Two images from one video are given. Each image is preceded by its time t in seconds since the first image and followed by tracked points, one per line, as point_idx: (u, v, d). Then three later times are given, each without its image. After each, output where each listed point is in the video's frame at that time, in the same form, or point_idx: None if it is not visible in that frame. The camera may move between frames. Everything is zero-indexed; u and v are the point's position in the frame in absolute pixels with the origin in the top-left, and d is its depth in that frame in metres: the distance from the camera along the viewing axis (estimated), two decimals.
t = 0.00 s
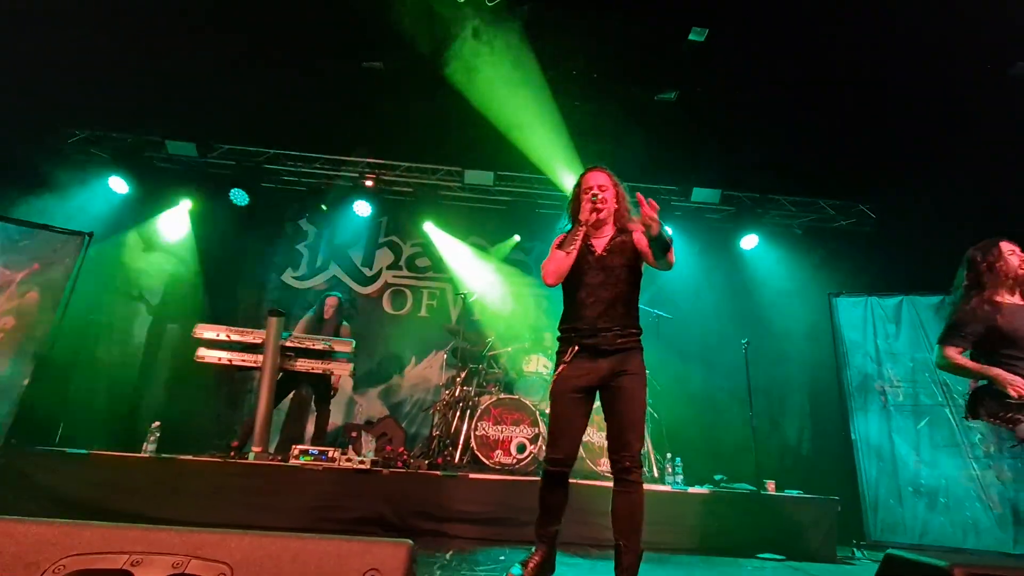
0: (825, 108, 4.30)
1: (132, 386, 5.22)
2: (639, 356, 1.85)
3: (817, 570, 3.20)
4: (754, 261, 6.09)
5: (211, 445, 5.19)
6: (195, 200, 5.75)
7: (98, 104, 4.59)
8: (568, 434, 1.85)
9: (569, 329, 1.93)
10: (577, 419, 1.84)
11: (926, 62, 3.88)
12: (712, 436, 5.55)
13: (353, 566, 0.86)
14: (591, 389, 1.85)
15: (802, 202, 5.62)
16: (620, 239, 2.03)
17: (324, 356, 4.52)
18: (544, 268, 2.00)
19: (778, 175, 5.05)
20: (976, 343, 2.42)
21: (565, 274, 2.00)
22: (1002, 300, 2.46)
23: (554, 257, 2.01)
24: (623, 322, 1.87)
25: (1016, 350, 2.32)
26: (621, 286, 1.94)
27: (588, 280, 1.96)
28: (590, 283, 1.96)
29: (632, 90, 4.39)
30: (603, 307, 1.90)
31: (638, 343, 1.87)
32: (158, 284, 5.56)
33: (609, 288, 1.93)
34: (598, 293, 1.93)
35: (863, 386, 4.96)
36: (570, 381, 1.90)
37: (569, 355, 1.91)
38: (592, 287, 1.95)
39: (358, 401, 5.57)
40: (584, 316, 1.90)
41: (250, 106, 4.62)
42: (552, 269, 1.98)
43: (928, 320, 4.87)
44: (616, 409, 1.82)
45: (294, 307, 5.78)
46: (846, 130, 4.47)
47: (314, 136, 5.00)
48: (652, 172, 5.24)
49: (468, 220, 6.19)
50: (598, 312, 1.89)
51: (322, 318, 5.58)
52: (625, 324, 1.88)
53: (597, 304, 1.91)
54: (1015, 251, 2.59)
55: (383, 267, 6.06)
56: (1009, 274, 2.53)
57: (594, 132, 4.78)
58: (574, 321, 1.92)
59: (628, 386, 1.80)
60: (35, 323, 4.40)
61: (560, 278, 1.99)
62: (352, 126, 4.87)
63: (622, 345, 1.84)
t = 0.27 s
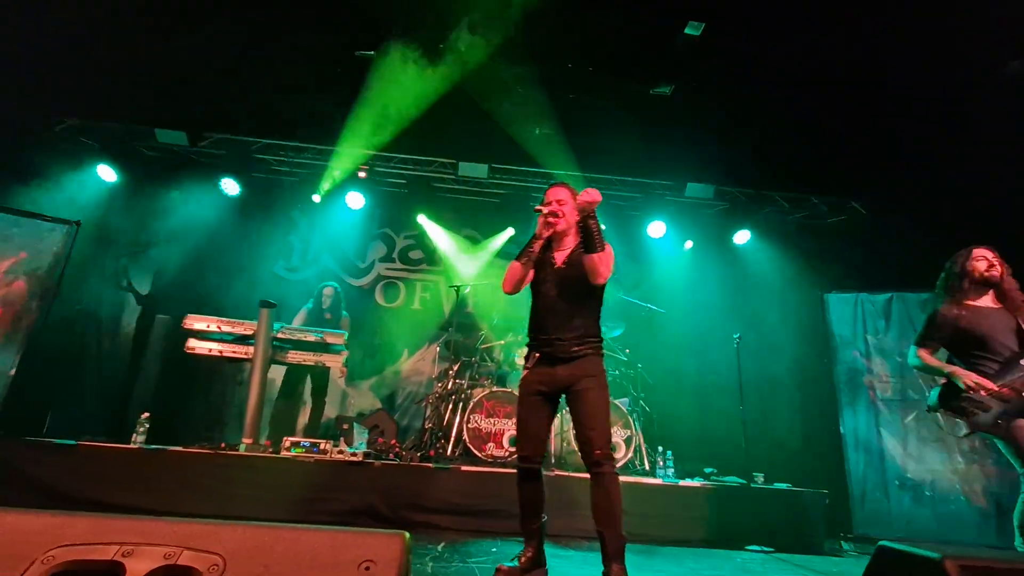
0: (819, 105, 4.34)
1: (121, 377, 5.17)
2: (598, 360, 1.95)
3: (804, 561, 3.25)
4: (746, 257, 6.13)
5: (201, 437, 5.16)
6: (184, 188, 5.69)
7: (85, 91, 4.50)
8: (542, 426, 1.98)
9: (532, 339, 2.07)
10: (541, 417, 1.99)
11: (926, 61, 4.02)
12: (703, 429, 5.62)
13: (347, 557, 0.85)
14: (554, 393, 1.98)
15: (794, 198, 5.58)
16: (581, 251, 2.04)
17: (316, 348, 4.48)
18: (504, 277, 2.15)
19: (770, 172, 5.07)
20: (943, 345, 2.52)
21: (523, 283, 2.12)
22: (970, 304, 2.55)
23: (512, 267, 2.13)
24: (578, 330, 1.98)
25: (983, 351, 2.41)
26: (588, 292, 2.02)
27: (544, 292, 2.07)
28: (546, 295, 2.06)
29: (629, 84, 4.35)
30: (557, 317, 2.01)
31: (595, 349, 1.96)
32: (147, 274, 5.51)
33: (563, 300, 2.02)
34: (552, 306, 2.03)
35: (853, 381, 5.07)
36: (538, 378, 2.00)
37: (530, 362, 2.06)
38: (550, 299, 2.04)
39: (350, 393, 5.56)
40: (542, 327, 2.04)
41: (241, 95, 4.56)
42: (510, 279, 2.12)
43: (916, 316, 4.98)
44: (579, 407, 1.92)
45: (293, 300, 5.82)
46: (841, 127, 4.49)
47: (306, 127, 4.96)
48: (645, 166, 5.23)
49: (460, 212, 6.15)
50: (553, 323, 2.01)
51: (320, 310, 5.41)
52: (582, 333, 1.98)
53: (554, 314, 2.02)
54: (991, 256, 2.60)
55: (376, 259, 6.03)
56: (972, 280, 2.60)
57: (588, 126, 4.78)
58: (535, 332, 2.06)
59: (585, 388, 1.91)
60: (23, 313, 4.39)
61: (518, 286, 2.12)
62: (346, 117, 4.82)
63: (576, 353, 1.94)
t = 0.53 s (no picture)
0: (815, 101, 4.34)
1: (112, 369, 5.14)
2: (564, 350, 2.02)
3: (794, 554, 3.29)
4: (740, 253, 6.15)
5: (194, 430, 5.14)
6: (176, 179, 5.63)
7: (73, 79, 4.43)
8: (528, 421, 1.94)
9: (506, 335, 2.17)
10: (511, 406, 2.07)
11: (924, 59, 3.96)
12: (695, 422, 5.71)
13: (342, 551, 0.84)
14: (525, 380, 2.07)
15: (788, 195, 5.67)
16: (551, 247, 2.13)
17: (310, 342, 4.46)
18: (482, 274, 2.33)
19: (764, 169, 5.09)
20: (926, 340, 2.56)
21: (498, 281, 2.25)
22: (958, 302, 2.55)
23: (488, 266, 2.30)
24: (547, 323, 2.05)
25: (961, 346, 2.45)
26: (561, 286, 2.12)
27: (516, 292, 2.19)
28: (519, 294, 2.17)
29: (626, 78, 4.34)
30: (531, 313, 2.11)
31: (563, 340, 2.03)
32: (138, 266, 5.45)
33: (534, 297, 2.13)
34: (524, 302, 2.14)
35: (844, 376, 5.06)
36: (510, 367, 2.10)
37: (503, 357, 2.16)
38: (521, 298, 2.16)
39: (343, 386, 5.55)
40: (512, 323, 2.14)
41: (232, 85, 4.51)
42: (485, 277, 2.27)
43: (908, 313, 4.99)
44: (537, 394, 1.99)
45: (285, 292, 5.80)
46: (836, 123, 4.50)
47: (299, 120, 4.92)
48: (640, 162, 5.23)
49: (455, 208, 6.18)
50: (521, 319, 2.11)
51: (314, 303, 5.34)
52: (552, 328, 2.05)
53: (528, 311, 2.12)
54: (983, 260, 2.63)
55: (370, 253, 6.01)
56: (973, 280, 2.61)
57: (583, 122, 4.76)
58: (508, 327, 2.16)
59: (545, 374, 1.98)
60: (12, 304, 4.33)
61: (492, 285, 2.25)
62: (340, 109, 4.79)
63: (540, 345, 2.03)
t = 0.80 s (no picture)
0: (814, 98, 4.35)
1: (108, 366, 5.11)
2: (541, 347, 2.06)
3: (791, 549, 3.31)
4: (738, 249, 6.17)
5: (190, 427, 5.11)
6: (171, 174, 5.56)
7: (68, 71, 4.39)
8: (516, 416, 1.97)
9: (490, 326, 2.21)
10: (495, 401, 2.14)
11: (923, 57, 3.97)
12: (694, 419, 5.67)
13: (350, 545, 0.85)
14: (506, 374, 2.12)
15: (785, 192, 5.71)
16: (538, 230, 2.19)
17: (308, 339, 4.45)
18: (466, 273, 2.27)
19: (761, 165, 5.10)
20: (918, 337, 2.59)
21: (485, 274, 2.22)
22: (952, 301, 2.56)
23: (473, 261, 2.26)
24: (529, 316, 2.09)
25: (950, 344, 2.46)
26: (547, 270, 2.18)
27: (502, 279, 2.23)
28: (506, 281, 2.20)
29: (625, 75, 4.34)
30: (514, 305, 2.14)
31: (542, 336, 2.07)
32: (134, 263, 5.42)
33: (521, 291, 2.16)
34: (510, 291, 2.18)
35: (841, 372, 5.12)
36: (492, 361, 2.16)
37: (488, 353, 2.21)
38: (507, 285, 2.19)
39: (341, 382, 5.55)
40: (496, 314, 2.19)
41: (229, 79, 4.48)
42: (471, 272, 2.23)
43: (904, 309, 5.00)
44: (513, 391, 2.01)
45: (279, 290, 5.67)
46: (834, 121, 4.51)
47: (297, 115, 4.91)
48: (639, 157, 5.22)
49: (453, 204, 6.14)
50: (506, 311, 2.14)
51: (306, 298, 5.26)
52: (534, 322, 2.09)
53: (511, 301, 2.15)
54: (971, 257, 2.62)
55: (368, 249, 5.99)
56: (958, 278, 2.59)
57: (582, 119, 4.76)
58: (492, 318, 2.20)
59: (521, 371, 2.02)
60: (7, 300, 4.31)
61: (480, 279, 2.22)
62: (338, 105, 4.77)
63: (521, 340, 2.07)
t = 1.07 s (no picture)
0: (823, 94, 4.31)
1: (119, 363, 5.16)
2: (526, 345, 2.05)
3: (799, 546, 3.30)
4: (745, 246, 6.16)
5: (200, 424, 5.15)
6: (181, 172, 5.63)
7: (77, 72, 4.43)
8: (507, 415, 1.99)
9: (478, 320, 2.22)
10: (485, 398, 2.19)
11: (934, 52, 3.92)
12: (701, 416, 5.65)
13: (363, 539, 0.86)
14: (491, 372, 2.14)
15: (792, 187, 5.72)
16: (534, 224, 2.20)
17: (316, 336, 4.48)
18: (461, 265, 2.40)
19: (769, 161, 5.08)
20: (927, 334, 2.59)
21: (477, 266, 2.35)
22: (961, 297, 2.52)
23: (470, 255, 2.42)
24: (517, 312, 2.09)
25: (961, 341, 2.45)
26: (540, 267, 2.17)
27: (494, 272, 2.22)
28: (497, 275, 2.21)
29: (633, 73, 4.32)
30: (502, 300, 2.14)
31: (527, 334, 2.06)
32: (144, 261, 5.47)
33: (513, 287, 2.15)
34: (498, 285, 2.18)
35: (849, 369, 5.06)
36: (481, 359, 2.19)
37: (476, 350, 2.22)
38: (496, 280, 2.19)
39: (348, 380, 5.57)
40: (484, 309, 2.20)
41: (236, 79, 4.50)
42: (466, 264, 2.38)
43: (913, 305, 4.96)
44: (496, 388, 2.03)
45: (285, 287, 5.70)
46: (843, 117, 4.47)
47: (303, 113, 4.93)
48: (646, 153, 5.20)
49: (459, 201, 6.15)
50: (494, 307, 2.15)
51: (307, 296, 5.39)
52: (520, 318, 2.09)
53: (500, 297, 2.16)
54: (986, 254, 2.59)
55: (374, 246, 6.01)
56: (973, 275, 2.56)
57: (588, 116, 4.75)
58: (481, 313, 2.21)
59: (505, 369, 2.02)
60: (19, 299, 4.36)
61: (473, 271, 2.36)
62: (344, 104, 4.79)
63: (505, 338, 2.07)
